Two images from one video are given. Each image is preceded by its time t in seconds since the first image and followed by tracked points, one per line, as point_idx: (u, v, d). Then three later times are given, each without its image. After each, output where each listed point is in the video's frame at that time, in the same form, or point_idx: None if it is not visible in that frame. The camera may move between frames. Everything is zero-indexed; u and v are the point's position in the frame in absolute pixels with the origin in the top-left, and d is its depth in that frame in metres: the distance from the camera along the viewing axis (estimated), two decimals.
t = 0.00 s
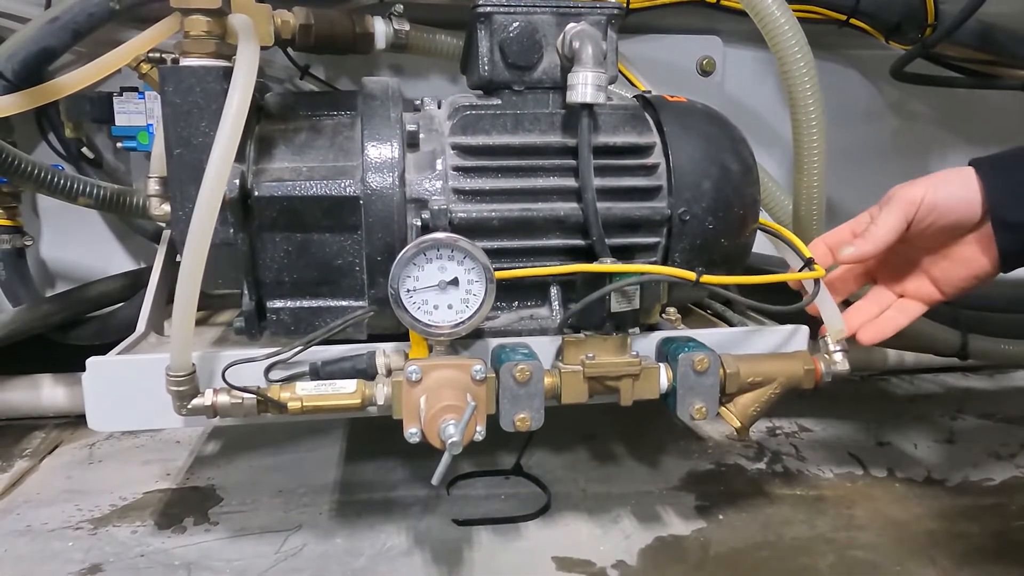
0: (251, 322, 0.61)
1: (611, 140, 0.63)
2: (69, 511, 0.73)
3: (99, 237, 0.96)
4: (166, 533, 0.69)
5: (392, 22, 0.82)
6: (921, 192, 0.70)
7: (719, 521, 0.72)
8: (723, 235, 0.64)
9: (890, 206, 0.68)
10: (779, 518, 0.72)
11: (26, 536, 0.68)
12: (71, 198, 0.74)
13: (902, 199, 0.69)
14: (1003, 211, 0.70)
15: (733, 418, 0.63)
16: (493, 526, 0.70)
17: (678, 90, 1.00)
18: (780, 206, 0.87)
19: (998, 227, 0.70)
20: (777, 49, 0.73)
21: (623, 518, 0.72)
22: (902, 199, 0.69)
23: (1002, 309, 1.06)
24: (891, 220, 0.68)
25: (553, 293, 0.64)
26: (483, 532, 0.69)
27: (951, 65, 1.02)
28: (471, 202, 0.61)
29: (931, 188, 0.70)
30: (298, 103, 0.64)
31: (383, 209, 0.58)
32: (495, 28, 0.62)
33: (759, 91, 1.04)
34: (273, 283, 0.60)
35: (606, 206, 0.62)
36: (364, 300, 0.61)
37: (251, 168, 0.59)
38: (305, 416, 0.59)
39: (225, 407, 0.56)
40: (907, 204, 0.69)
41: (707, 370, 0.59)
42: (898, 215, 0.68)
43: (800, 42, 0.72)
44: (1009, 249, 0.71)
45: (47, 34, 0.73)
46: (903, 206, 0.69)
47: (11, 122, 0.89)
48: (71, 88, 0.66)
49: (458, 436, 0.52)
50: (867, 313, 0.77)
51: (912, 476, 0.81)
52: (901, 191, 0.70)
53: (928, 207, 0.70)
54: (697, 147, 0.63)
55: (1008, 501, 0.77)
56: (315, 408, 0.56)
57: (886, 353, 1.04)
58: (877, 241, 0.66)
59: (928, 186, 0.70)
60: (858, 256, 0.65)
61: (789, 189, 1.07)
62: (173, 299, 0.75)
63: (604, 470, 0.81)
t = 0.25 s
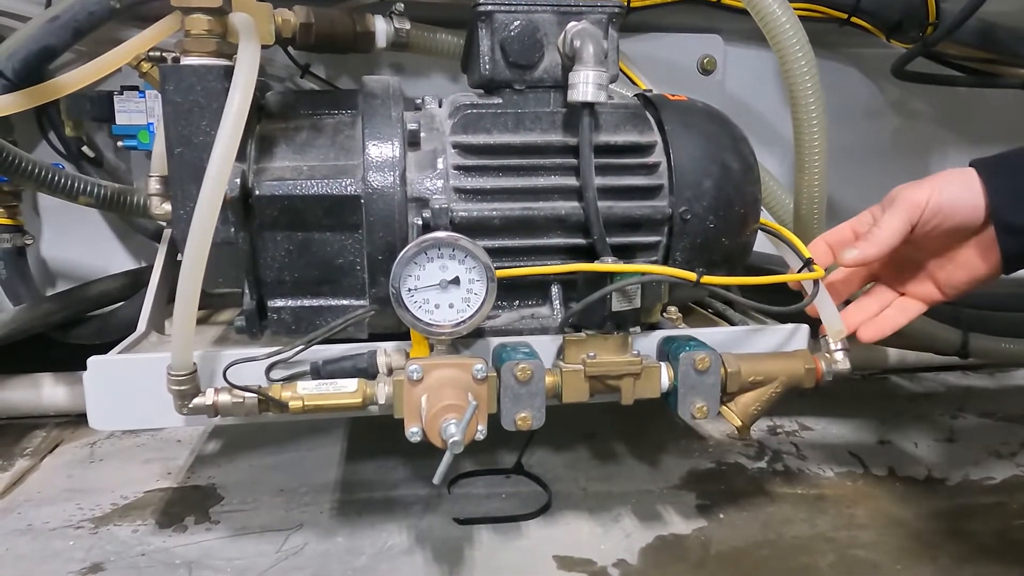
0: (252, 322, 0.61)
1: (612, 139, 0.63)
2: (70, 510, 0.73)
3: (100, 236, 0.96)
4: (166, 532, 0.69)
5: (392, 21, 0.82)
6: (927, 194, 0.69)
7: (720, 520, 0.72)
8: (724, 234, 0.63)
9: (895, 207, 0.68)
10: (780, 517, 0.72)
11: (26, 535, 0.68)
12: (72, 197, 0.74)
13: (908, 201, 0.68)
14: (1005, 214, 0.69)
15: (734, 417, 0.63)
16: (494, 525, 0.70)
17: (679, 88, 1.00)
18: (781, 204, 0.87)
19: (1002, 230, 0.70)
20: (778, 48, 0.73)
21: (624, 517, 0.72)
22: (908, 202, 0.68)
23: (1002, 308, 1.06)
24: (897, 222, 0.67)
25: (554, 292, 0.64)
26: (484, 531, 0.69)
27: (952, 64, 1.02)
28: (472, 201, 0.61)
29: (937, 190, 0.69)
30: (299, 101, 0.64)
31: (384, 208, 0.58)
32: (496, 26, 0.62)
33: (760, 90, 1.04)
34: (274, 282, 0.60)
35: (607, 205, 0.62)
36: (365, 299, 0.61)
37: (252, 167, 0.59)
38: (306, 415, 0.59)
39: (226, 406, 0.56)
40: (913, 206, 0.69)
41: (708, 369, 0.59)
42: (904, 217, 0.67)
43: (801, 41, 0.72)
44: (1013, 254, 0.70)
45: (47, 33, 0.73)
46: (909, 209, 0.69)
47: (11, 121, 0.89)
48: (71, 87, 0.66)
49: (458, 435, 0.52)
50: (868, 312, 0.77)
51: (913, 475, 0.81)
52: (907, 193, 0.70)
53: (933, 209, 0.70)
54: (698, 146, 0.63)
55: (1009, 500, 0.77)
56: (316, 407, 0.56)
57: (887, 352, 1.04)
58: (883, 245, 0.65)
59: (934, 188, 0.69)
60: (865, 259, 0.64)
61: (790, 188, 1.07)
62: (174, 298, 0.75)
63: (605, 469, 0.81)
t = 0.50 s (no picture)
0: (251, 321, 0.61)
1: (610, 138, 0.63)
2: (69, 509, 0.73)
3: (99, 235, 0.96)
4: (166, 531, 0.69)
5: (391, 20, 0.82)
6: (928, 195, 0.69)
7: (718, 519, 0.72)
8: (722, 233, 0.64)
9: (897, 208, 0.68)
10: (778, 516, 0.73)
11: (26, 534, 0.68)
12: (71, 196, 0.74)
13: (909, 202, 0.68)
14: (1004, 213, 0.69)
15: (732, 417, 0.63)
16: (492, 524, 0.71)
17: (678, 87, 1.00)
18: (780, 203, 0.87)
19: (1000, 229, 0.70)
20: (777, 47, 0.73)
21: (622, 516, 0.72)
22: (910, 202, 0.68)
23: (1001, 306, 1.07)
24: (899, 223, 0.67)
25: (552, 291, 0.64)
26: (483, 530, 0.70)
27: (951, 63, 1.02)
28: (471, 200, 0.61)
29: (938, 190, 0.69)
30: (298, 101, 0.64)
31: (383, 208, 0.58)
32: (495, 26, 0.62)
33: (759, 89, 1.04)
34: (273, 282, 0.60)
35: (606, 205, 0.62)
36: (364, 299, 0.61)
37: (251, 166, 0.59)
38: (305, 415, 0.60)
39: (225, 405, 0.56)
40: (915, 207, 0.69)
41: (707, 368, 0.60)
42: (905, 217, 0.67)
43: (800, 40, 0.72)
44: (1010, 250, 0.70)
45: (46, 32, 0.73)
46: (911, 209, 0.69)
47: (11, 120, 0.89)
48: (70, 86, 0.66)
49: (457, 434, 0.52)
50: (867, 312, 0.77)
51: (911, 474, 0.81)
52: (909, 193, 0.70)
53: (935, 209, 0.70)
54: (697, 146, 0.63)
55: (1007, 498, 0.77)
56: (315, 407, 0.56)
57: (885, 351, 1.05)
58: (884, 245, 0.65)
59: (934, 188, 0.69)
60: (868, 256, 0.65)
61: (789, 187, 1.07)
62: (173, 297, 0.75)
63: (603, 468, 0.81)
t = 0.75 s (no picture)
0: (250, 321, 0.61)
1: (610, 138, 0.63)
2: (69, 508, 0.73)
3: (98, 234, 0.96)
4: (165, 530, 0.69)
5: (391, 19, 0.82)
6: (916, 194, 0.69)
7: (717, 518, 0.72)
8: (721, 233, 0.64)
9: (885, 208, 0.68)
10: (777, 515, 0.73)
11: (26, 533, 0.68)
12: (70, 196, 0.74)
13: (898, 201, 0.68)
14: (995, 212, 0.69)
15: (731, 416, 0.63)
16: (492, 523, 0.71)
17: (677, 86, 1.00)
18: (779, 202, 0.87)
19: (992, 228, 0.70)
20: (775, 47, 0.73)
21: (621, 515, 0.72)
22: (898, 202, 0.69)
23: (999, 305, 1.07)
24: (887, 223, 0.67)
25: (551, 291, 0.64)
26: (482, 529, 0.70)
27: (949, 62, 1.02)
28: (470, 200, 0.61)
29: (927, 189, 0.69)
30: (297, 101, 0.64)
31: (383, 208, 0.58)
32: (494, 26, 0.62)
33: (758, 88, 1.04)
34: (272, 282, 0.60)
35: (605, 205, 0.62)
36: (363, 299, 0.61)
37: (250, 166, 0.59)
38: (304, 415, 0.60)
39: (225, 405, 0.56)
40: (903, 206, 0.69)
41: (706, 368, 0.60)
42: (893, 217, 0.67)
43: (799, 40, 0.72)
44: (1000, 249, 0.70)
45: (45, 31, 0.73)
46: (899, 208, 0.69)
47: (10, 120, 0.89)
48: (69, 86, 0.66)
49: (456, 434, 0.52)
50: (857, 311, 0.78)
51: (910, 473, 0.82)
52: (898, 193, 0.70)
53: (924, 210, 0.69)
54: (696, 146, 0.63)
55: (1006, 498, 0.77)
56: (314, 407, 0.56)
57: (884, 350, 1.05)
58: (873, 246, 0.66)
59: (923, 188, 0.69)
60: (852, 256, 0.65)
61: (788, 186, 1.07)
62: (172, 297, 0.75)
63: (603, 467, 0.81)
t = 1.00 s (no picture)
0: (250, 321, 0.61)
1: (609, 138, 0.63)
2: (70, 507, 0.73)
3: (98, 233, 0.96)
4: (166, 529, 0.69)
5: (391, 19, 0.82)
6: (922, 195, 0.69)
7: (716, 517, 0.72)
8: (721, 232, 0.64)
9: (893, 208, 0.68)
10: (776, 514, 0.73)
11: (26, 532, 0.68)
12: (70, 195, 0.74)
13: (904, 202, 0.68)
14: (997, 212, 0.69)
15: (731, 415, 0.63)
16: (492, 522, 0.71)
17: (677, 85, 1.00)
18: (779, 201, 0.87)
19: (992, 227, 0.70)
20: (775, 46, 0.73)
21: (621, 514, 0.72)
22: (904, 203, 0.69)
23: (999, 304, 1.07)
24: (894, 224, 0.68)
25: (551, 291, 0.64)
26: (482, 528, 0.70)
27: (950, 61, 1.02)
28: (470, 200, 0.61)
29: (932, 190, 0.69)
30: (297, 100, 0.64)
31: (383, 207, 0.58)
32: (494, 25, 0.62)
33: (758, 87, 1.04)
34: (272, 281, 0.61)
35: (605, 204, 0.62)
36: (363, 298, 0.61)
37: (250, 166, 0.59)
38: (304, 413, 0.60)
39: (225, 405, 0.56)
40: (909, 208, 0.69)
41: (705, 368, 0.60)
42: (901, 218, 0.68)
43: (799, 38, 0.72)
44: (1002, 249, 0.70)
45: (45, 31, 0.73)
46: (905, 210, 0.69)
47: (11, 119, 0.89)
48: (70, 86, 0.66)
49: (456, 434, 0.52)
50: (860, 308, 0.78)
51: (909, 472, 0.82)
52: (904, 194, 0.70)
53: (929, 211, 0.69)
54: (695, 145, 0.63)
55: (1005, 497, 0.77)
56: (314, 406, 0.56)
57: (884, 348, 1.05)
58: (884, 246, 0.66)
59: (929, 188, 0.69)
60: (860, 257, 0.65)
61: (788, 185, 1.07)
62: (173, 296, 0.75)
63: (602, 466, 0.82)
